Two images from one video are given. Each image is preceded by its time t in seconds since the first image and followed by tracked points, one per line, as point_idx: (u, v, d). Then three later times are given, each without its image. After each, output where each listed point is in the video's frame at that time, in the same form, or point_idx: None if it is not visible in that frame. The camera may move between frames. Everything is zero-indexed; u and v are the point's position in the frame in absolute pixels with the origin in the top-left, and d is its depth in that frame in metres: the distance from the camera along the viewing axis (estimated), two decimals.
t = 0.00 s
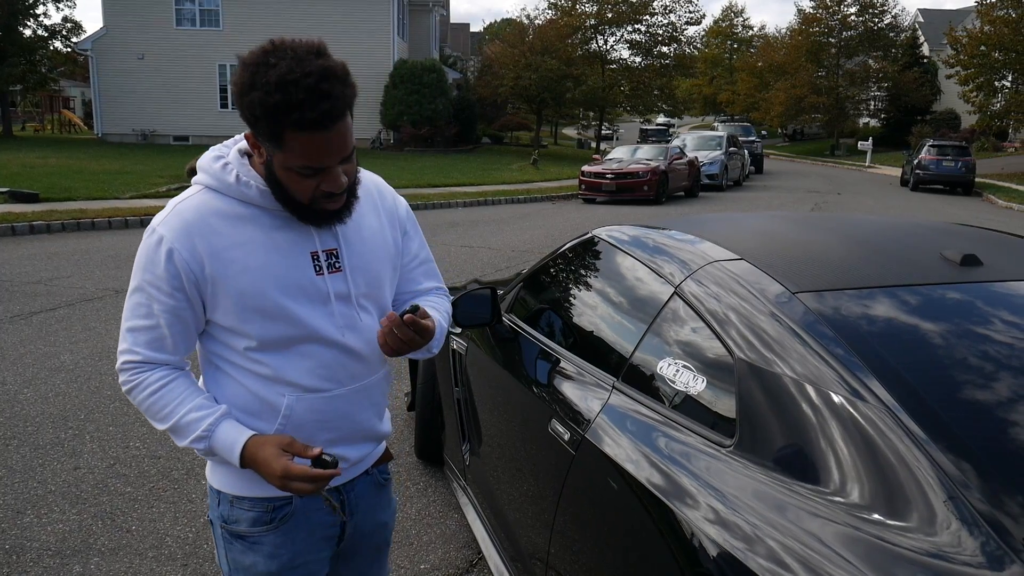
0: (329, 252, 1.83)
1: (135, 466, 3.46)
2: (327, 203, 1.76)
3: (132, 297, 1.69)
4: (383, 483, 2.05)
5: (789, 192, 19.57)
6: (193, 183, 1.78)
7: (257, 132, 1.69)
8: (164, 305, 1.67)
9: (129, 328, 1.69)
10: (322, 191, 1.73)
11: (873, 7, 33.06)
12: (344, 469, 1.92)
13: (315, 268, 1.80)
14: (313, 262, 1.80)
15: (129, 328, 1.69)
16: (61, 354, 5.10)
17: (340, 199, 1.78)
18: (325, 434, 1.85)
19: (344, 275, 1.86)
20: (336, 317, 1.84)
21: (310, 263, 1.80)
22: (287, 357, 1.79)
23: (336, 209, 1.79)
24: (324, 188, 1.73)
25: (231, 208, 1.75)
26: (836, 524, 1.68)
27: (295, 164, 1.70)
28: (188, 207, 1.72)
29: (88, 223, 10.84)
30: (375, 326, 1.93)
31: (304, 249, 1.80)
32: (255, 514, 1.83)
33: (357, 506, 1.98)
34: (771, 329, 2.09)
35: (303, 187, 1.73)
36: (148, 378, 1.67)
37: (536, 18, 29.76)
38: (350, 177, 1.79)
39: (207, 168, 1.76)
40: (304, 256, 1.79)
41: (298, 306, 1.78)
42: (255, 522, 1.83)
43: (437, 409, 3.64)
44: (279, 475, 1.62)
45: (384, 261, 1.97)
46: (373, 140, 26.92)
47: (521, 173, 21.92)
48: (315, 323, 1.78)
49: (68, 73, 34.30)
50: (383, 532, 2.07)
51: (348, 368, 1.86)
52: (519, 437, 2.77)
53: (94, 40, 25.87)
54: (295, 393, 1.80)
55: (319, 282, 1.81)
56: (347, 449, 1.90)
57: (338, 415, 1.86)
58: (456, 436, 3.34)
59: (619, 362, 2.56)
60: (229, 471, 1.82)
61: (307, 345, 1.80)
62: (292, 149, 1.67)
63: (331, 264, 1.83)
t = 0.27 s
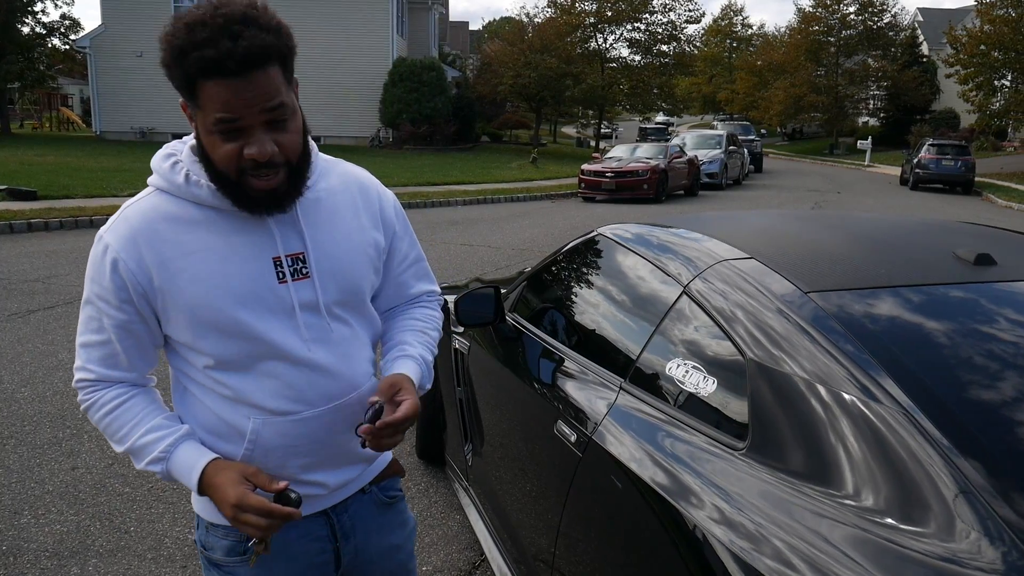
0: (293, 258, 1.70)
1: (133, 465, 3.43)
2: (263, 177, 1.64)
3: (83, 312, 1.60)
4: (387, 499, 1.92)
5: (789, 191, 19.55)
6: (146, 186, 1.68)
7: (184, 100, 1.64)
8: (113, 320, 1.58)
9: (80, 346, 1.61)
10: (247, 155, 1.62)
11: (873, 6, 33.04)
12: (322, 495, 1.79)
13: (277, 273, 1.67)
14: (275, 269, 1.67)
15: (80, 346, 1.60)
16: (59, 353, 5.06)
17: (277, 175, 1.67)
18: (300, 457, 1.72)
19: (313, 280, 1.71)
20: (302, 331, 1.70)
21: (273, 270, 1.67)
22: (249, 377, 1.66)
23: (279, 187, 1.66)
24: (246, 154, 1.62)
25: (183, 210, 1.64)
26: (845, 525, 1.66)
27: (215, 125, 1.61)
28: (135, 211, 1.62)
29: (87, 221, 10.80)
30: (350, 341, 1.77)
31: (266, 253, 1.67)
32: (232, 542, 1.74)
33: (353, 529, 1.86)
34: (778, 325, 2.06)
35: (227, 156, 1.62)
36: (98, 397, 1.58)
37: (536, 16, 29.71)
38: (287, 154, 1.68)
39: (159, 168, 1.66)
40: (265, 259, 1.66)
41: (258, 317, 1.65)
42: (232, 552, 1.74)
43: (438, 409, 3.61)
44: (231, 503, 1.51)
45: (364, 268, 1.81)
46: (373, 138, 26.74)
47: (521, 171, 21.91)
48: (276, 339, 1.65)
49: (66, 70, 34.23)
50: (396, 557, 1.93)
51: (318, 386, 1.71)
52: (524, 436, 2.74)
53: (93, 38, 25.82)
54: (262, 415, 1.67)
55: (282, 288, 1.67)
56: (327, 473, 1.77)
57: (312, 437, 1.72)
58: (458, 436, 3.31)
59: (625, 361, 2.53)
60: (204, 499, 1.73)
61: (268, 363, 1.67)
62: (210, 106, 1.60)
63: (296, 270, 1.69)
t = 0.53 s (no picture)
0: (289, 259, 1.59)
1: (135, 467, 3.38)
2: (250, 147, 1.57)
3: (79, 309, 1.55)
4: (402, 537, 1.77)
5: (791, 189, 19.47)
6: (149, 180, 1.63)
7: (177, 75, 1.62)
8: (103, 315, 1.52)
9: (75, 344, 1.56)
10: (232, 120, 1.56)
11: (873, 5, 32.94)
12: (316, 527, 1.65)
13: (268, 275, 1.57)
14: (267, 272, 1.57)
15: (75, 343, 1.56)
16: (58, 352, 5.01)
17: (267, 146, 1.59)
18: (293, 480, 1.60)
19: (308, 285, 1.59)
20: (296, 342, 1.57)
21: (264, 271, 1.57)
22: (239, 390, 1.56)
23: (270, 162, 1.58)
24: (229, 119, 1.56)
25: (178, 202, 1.58)
26: (863, 528, 1.61)
27: (198, 83, 1.57)
28: (133, 201, 1.58)
29: (86, 219, 10.74)
30: (353, 358, 1.63)
31: (259, 252, 1.58)
32: (224, 567, 1.64)
33: (361, 560, 1.72)
34: (795, 320, 2.02)
35: (214, 120, 1.57)
36: (85, 397, 1.50)
37: (536, 14, 29.61)
38: (278, 127, 1.61)
39: (161, 163, 1.62)
40: (256, 259, 1.57)
41: (245, 321, 1.54)
42: None
43: (446, 412, 3.56)
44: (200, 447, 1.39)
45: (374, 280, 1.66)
46: (372, 136, 26.56)
47: (521, 169, 21.82)
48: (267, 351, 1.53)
49: (65, 67, 34.12)
50: None
51: (312, 404, 1.58)
52: (535, 440, 2.67)
53: (92, 35, 25.72)
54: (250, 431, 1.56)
55: (272, 291, 1.56)
56: (322, 506, 1.65)
57: (305, 460, 1.60)
58: (467, 439, 3.26)
59: (640, 363, 2.47)
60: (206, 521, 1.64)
61: (258, 375, 1.55)
62: (193, 69, 1.57)
63: (290, 273, 1.58)
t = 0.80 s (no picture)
0: (327, 253, 1.51)
1: (134, 472, 3.31)
2: (308, 124, 1.51)
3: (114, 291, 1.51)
4: None
5: (794, 187, 19.41)
6: (201, 167, 1.61)
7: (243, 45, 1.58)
8: (136, 293, 1.47)
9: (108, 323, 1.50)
10: (294, 93, 1.50)
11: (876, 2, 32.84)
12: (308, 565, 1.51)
13: (304, 268, 1.49)
14: (301, 265, 1.49)
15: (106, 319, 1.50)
16: (57, 352, 4.94)
17: (326, 126, 1.52)
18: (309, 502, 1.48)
19: (344, 282, 1.50)
20: (327, 351, 1.46)
21: (299, 265, 1.50)
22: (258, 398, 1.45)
23: (327, 142, 1.52)
24: (292, 91, 1.50)
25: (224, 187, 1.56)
26: (884, 535, 1.55)
27: (266, 53, 1.52)
28: (180, 185, 1.56)
29: (87, 217, 10.69)
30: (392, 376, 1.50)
31: (295, 243, 1.51)
32: None
33: None
34: (814, 317, 1.98)
35: (277, 90, 1.51)
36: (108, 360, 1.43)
37: (538, 11, 29.54)
38: (341, 108, 1.54)
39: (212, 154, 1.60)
40: (291, 251, 1.50)
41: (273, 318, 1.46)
42: None
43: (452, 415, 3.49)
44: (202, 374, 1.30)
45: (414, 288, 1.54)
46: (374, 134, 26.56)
47: (523, 167, 21.77)
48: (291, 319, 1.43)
49: (66, 65, 34.08)
50: None
51: (336, 419, 1.47)
52: (547, 447, 2.59)
53: (94, 32, 25.64)
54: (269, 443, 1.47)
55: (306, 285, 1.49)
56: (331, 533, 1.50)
57: (321, 482, 1.49)
58: (474, 442, 3.20)
59: (650, 362, 2.43)
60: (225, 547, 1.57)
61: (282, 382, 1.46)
62: (263, 37, 1.52)
63: (327, 268, 1.50)
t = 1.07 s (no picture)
0: (401, 259, 1.52)
1: (129, 479, 3.26)
2: (402, 128, 1.48)
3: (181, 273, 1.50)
4: None
5: (797, 186, 19.33)
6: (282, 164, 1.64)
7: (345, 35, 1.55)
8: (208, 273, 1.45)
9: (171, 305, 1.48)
10: (393, 91, 1.46)
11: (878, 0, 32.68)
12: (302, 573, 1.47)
13: (377, 273, 1.50)
14: (375, 268, 1.50)
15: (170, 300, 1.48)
16: (55, 355, 4.88)
17: (420, 132, 1.49)
18: (351, 526, 1.44)
19: (416, 290, 1.49)
20: (392, 366, 1.44)
21: (372, 269, 1.51)
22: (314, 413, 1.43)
23: (419, 148, 1.50)
24: (391, 90, 1.46)
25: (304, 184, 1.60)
26: (898, 552, 1.53)
27: (368, 46, 1.48)
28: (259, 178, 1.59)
29: (87, 217, 10.64)
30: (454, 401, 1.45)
31: (369, 249, 1.53)
32: None
33: None
34: (827, 318, 1.98)
35: (376, 86, 1.47)
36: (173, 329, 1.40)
37: (540, 10, 29.41)
38: (438, 114, 1.50)
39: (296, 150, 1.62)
40: (366, 254, 1.52)
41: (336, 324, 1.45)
42: None
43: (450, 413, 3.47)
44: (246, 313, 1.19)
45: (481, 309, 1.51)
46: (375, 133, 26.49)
47: (525, 166, 21.69)
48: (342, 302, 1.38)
49: (67, 64, 33.99)
50: None
51: (391, 438, 1.42)
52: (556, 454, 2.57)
53: (94, 31, 25.54)
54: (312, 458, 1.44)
55: (377, 290, 1.49)
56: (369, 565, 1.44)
57: (368, 508, 1.43)
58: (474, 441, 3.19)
59: (654, 364, 2.48)
60: None
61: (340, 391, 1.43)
62: (370, 26, 1.48)
63: (400, 275, 1.51)
